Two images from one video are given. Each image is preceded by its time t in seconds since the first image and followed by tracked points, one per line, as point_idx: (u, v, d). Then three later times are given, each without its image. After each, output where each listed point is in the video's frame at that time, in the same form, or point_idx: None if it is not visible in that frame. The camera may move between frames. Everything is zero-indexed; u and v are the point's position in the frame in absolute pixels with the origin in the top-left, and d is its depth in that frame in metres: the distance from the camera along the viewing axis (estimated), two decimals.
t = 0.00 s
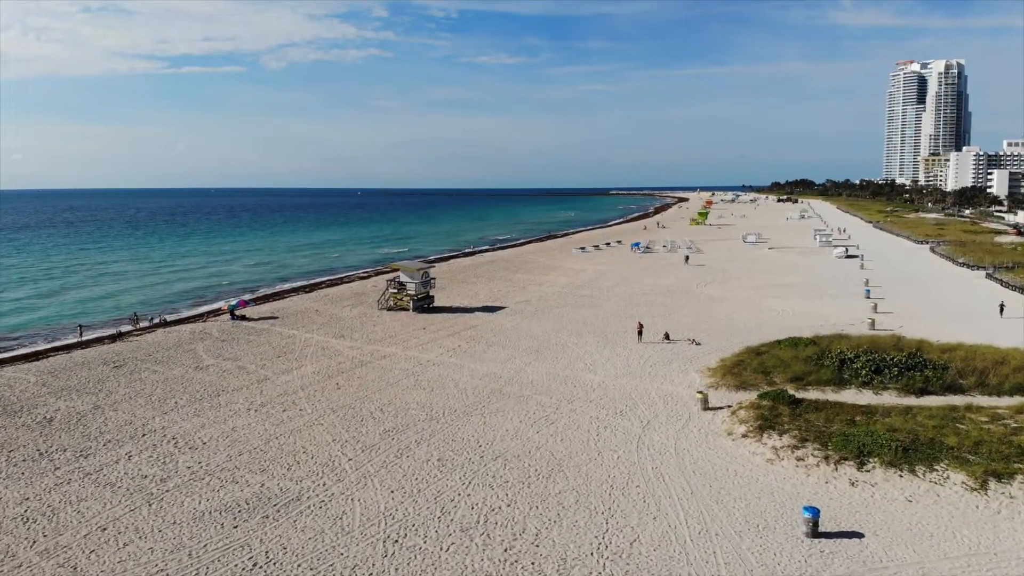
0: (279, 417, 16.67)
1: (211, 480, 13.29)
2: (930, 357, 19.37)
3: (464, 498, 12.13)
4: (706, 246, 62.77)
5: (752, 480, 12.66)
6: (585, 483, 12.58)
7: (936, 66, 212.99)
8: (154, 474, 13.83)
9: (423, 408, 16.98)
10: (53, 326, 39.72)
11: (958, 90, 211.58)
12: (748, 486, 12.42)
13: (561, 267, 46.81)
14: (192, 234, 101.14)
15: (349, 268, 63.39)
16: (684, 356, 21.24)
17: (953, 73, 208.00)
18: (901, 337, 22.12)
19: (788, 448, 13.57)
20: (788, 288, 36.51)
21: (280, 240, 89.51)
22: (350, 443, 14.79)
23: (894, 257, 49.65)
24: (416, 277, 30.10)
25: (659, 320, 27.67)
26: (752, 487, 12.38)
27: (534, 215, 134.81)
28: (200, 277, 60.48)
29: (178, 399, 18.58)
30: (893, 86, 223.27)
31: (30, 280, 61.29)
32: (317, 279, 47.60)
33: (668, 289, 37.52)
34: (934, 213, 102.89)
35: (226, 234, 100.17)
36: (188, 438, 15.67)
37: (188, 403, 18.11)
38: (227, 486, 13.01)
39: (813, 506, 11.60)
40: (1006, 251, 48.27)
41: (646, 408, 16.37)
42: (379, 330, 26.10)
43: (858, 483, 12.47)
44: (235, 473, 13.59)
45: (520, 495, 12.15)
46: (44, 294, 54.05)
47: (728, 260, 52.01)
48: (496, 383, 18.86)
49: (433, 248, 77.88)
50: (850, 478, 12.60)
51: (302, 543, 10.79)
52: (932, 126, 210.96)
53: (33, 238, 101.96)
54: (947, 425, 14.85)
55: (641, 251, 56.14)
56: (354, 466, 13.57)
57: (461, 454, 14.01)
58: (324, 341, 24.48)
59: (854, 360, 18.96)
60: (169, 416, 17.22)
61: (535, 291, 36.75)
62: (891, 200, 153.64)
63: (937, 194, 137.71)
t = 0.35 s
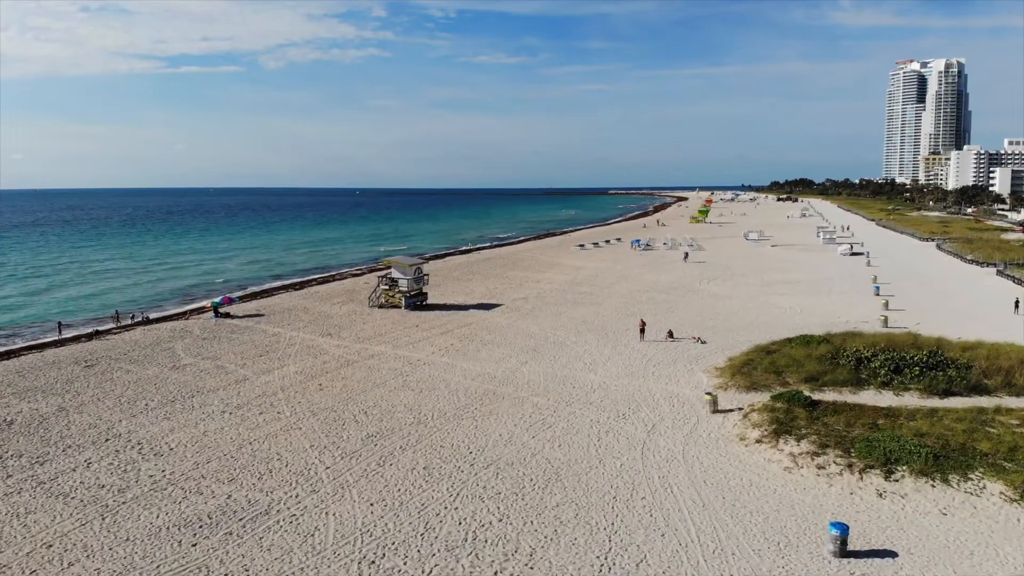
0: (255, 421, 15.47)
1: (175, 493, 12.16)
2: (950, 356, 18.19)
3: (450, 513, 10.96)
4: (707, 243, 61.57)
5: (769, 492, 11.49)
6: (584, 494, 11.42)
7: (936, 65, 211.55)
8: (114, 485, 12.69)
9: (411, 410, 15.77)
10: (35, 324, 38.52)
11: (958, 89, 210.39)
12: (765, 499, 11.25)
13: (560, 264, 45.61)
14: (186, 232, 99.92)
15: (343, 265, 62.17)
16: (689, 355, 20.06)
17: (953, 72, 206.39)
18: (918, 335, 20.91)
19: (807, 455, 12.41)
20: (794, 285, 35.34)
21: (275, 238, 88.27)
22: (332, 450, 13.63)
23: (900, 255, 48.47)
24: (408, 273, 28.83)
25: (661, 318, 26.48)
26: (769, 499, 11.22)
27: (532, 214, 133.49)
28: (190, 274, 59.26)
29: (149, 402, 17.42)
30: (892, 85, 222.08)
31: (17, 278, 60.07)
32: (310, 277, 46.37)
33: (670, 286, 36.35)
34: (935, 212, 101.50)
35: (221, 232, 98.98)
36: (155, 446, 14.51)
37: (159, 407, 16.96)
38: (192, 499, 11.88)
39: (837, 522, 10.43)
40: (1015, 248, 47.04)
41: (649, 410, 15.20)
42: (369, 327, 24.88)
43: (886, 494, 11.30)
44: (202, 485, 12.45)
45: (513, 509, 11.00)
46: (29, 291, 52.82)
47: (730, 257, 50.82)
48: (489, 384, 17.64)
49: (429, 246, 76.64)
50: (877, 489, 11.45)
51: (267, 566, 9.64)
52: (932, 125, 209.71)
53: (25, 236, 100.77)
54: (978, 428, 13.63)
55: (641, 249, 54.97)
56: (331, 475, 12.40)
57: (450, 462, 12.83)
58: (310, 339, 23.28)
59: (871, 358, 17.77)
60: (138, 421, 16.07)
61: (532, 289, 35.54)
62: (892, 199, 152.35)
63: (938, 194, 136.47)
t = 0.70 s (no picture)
0: (224, 428, 14.32)
1: (128, 509, 11.05)
2: (968, 354, 17.15)
3: (430, 530, 9.82)
4: (704, 241, 60.60)
5: (783, 504, 10.43)
6: (580, 507, 10.33)
7: (930, 64, 211.39)
8: (63, 497, 11.60)
9: (393, 413, 14.62)
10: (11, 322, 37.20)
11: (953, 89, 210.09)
12: (779, 512, 10.18)
13: (554, 262, 44.52)
14: (175, 231, 98.48)
15: (332, 263, 60.93)
16: (690, 353, 19.02)
17: (947, 71, 206.23)
18: (930, 332, 19.85)
19: (823, 463, 11.35)
20: (794, 283, 34.35)
21: (265, 236, 86.92)
22: (304, 459, 12.49)
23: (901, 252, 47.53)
24: (396, 270, 27.66)
25: (659, 316, 25.44)
26: (783, 512, 10.17)
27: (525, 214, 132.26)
28: (176, 273, 57.95)
29: (113, 405, 16.29)
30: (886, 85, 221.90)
31: None
32: (297, 275, 45.16)
33: (667, 283, 35.32)
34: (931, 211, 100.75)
35: (210, 231, 97.51)
36: (113, 454, 13.37)
37: (124, 411, 15.85)
38: (146, 516, 10.76)
39: (861, 540, 9.37)
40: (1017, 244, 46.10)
41: (648, 413, 14.13)
42: (354, 326, 23.72)
43: (912, 506, 10.27)
44: (159, 499, 11.32)
45: (501, 525, 9.89)
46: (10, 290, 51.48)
47: (728, 255, 49.84)
48: (477, 386, 16.50)
49: (421, 244, 75.42)
50: (902, 499, 10.42)
51: None
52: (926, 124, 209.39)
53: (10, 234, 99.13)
54: (1005, 431, 12.58)
55: (636, 246, 54.01)
56: (301, 488, 11.26)
57: (433, 471, 11.71)
58: (290, 339, 22.13)
59: (883, 356, 16.71)
60: (98, 426, 14.94)
61: (525, 286, 34.41)
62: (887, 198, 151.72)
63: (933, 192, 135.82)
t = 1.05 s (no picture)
0: (185, 435, 13.08)
1: (67, 528, 9.83)
2: (991, 353, 16.01)
3: (405, 554, 8.63)
4: (700, 239, 59.53)
5: (804, 521, 9.29)
6: (576, 526, 9.15)
7: (923, 63, 210.95)
8: None
9: (371, 419, 13.39)
10: None
11: (946, 87, 209.77)
12: (800, 531, 9.02)
13: (548, 259, 43.36)
14: (163, 229, 96.73)
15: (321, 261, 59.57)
16: (692, 353, 17.89)
17: (941, 70, 205.89)
18: (944, 329, 18.73)
19: (845, 473, 10.22)
20: (795, 279, 33.27)
21: (253, 234, 85.38)
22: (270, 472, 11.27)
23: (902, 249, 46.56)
24: (382, 266, 26.38)
25: (657, 314, 24.28)
26: (804, 532, 9.01)
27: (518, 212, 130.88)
28: (160, 270, 56.44)
29: (70, 410, 15.03)
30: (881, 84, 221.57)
31: None
32: (283, 272, 43.82)
33: (665, 280, 34.21)
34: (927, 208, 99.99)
35: (199, 228, 95.85)
36: (61, 464, 12.12)
37: (80, 416, 14.59)
38: (86, 537, 9.54)
39: (897, 564, 8.21)
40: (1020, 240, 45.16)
41: (650, 417, 12.96)
42: (336, 324, 22.46)
43: (948, 523, 9.13)
44: (104, 517, 10.11)
45: (486, 547, 8.72)
46: None
47: (725, 252, 48.80)
48: (464, 388, 15.27)
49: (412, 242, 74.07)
50: (937, 516, 9.28)
51: None
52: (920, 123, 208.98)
53: None
54: None
55: (632, 243, 52.91)
56: (264, 504, 10.05)
57: (412, 484, 10.51)
58: (268, 338, 20.88)
59: (900, 355, 15.58)
60: (50, 432, 13.68)
61: (518, 284, 33.21)
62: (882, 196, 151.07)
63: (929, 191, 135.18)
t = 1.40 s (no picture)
0: (144, 444, 11.95)
1: None
2: (1014, 352, 14.98)
3: None
4: (697, 236, 58.55)
5: (829, 541, 8.22)
6: (573, 549, 8.07)
7: (918, 62, 210.70)
8: None
9: (349, 424, 12.26)
10: None
11: (941, 86, 209.53)
12: (826, 554, 7.97)
13: (542, 256, 42.29)
14: (151, 227, 95.16)
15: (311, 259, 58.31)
16: (696, 352, 16.84)
17: (936, 69, 205.68)
18: (960, 327, 17.70)
19: (871, 486, 9.16)
20: (797, 276, 32.26)
21: (243, 233, 84.01)
22: (233, 487, 10.17)
23: (903, 246, 45.65)
24: (369, 262, 25.26)
25: (656, 311, 23.23)
26: (830, 555, 7.94)
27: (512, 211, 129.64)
28: (145, 269, 55.08)
29: (23, 415, 13.86)
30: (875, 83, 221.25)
31: None
32: (271, 270, 42.59)
33: (663, 277, 33.18)
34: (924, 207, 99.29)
35: (188, 227, 94.33)
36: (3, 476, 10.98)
37: (34, 421, 13.43)
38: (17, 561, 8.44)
39: None
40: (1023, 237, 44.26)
41: (653, 422, 11.87)
42: (319, 323, 21.34)
43: (992, 542, 8.05)
44: (41, 538, 9.00)
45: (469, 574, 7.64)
46: None
47: (724, 249, 47.82)
48: (451, 390, 14.13)
49: (404, 241, 72.87)
50: (978, 533, 8.21)
51: None
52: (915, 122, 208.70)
53: None
54: None
55: (628, 241, 51.90)
56: (221, 525, 8.95)
57: (389, 499, 9.41)
58: (246, 338, 19.72)
59: (917, 354, 14.52)
60: None
61: (512, 281, 32.10)
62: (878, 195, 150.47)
63: (925, 189, 134.63)
